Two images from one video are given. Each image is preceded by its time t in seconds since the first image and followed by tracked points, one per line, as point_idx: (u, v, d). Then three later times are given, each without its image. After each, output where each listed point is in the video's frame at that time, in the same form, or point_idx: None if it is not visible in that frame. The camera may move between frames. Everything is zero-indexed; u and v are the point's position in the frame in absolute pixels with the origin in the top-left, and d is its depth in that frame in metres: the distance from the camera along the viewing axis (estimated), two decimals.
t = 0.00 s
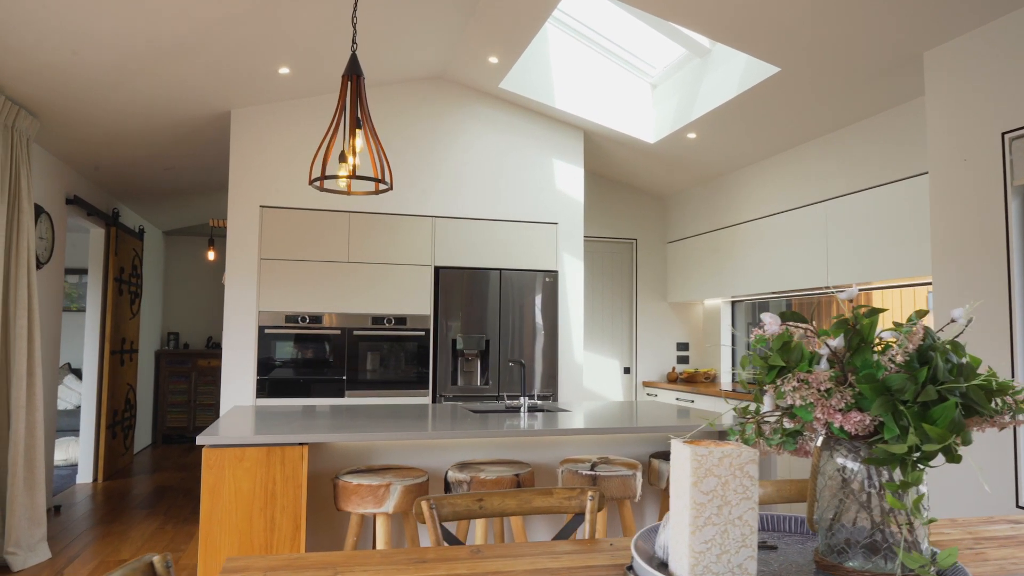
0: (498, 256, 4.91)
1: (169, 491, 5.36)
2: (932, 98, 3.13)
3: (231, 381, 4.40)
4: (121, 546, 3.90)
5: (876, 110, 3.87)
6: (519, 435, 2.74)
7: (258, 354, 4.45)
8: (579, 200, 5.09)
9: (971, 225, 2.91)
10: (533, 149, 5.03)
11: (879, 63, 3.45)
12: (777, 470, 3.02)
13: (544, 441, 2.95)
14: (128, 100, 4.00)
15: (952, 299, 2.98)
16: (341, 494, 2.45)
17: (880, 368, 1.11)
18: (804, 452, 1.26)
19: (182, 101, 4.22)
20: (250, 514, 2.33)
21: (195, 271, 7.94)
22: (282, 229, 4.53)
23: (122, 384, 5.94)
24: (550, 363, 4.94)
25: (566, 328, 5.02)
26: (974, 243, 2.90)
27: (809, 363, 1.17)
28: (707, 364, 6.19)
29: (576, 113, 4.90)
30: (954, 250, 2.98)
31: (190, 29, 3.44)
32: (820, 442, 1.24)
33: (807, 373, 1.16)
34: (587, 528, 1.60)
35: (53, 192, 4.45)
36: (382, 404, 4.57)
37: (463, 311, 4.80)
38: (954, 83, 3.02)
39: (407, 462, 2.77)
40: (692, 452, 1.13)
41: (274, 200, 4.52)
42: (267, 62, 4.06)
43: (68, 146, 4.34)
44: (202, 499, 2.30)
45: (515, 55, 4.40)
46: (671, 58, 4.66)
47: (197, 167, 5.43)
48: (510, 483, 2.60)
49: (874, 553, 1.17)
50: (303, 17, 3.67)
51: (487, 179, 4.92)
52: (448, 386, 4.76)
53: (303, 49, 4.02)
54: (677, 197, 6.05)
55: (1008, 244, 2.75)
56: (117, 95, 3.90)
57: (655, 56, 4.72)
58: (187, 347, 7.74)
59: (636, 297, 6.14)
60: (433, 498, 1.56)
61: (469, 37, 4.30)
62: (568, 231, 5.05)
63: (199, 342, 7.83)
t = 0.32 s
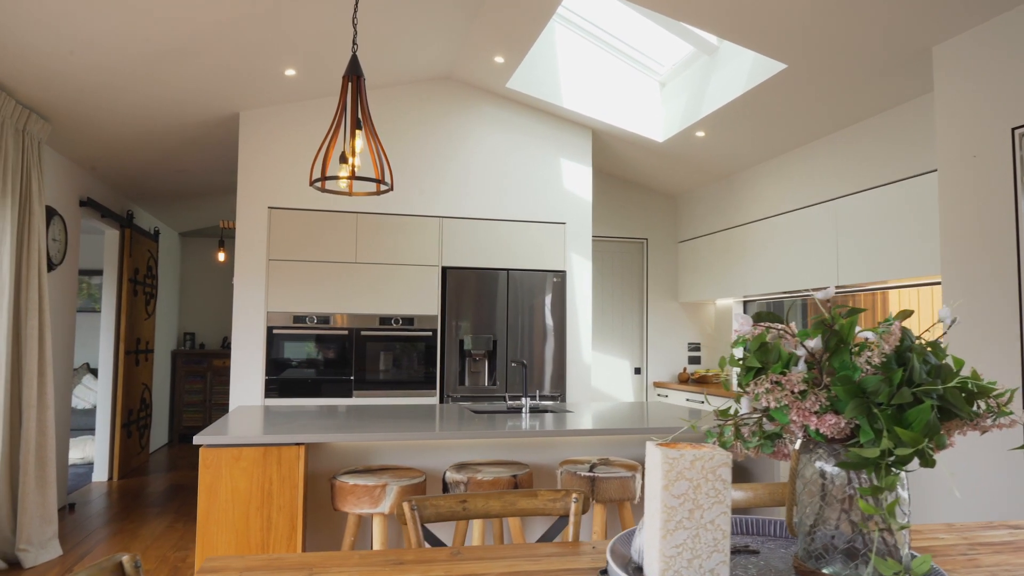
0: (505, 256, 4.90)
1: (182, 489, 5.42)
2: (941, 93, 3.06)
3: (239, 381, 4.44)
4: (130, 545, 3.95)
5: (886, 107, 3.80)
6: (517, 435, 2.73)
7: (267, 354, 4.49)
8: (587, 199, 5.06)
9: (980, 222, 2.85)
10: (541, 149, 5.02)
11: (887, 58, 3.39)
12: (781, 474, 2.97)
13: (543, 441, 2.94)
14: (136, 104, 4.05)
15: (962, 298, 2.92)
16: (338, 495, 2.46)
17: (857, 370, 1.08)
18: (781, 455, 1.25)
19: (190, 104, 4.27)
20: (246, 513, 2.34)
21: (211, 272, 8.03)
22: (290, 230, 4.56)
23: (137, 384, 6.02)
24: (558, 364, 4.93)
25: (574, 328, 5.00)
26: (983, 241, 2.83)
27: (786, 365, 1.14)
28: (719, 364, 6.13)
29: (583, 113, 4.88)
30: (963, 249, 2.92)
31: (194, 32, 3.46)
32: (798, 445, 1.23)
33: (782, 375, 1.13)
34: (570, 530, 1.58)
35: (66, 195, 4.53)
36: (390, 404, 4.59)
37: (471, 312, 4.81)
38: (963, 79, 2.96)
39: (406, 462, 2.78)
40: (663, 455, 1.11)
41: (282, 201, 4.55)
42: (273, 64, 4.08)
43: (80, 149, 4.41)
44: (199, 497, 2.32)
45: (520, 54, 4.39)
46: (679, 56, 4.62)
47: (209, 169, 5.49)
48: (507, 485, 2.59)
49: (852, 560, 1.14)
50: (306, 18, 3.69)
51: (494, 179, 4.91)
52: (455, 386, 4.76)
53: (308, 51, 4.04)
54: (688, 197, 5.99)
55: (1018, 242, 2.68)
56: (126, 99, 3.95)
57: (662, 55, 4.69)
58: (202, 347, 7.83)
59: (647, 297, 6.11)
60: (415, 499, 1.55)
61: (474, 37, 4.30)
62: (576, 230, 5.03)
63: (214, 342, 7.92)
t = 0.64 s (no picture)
0: (513, 256, 4.89)
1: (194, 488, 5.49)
2: (950, 89, 3.00)
3: (249, 380, 4.48)
4: (141, 543, 4.02)
5: (897, 103, 3.73)
6: (516, 436, 2.72)
7: (276, 355, 4.52)
8: (595, 199, 5.04)
9: (990, 221, 2.78)
10: (549, 149, 5.01)
11: (895, 54, 3.32)
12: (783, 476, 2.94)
13: (543, 442, 2.93)
14: (145, 108, 4.10)
15: (971, 298, 2.85)
16: (335, 495, 2.47)
17: (827, 373, 1.06)
18: (757, 458, 1.23)
19: (198, 107, 4.31)
20: (244, 512, 2.36)
21: (226, 273, 8.11)
22: (298, 231, 4.59)
23: (152, 383, 6.10)
24: (565, 364, 4.91)
25: (582, 328, 4.98)
26: (994, 240, 2.76)
27: (757, 368, 1.13)
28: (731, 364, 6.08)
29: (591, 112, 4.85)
30: (973, 248, 2.85)
31: (198, 37, 3.49)
32: (771, 448, 1.21)
33: (751, 378, 1.11)
34: (552, 533, 1.57)
35: (80, 198, 4.60)
36: (397, 404, 4.60)
37: (479, 312, 4.80)
38: (972, 74, 2.89)
39: (405, 463, 2.78)
40: (631, 458, 1.09)
41: (290, 203, 4.58)
42: (279, 67, 4.11)
43: (92, 153, 4.47)
44: (196, 496, 2.35)
45: (526, 54, 4.37)
46: (687, 54, 4.58)
47: (220, 171, 5.55)
48: (504, 486, 2.58)
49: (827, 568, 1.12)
50: (310, 21, 3.70)
51: (500, 179, 4.91)
52: (463, 387, 4.76)
53: (313, 54, 4.05)
54: (700, 196, 5.94)
55: None
56: (135, 103, 4.01)
57: (670, 52, 4.65)
58: (218, 347, 7.92)
59: (657, 296, 6.07)
60: (396, 500, 1.55)
61: (480, 37, 4.29)
62: (584, 229, 5.00)
63: (230, 342, 8.00)
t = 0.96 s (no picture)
0: (520, 256, 4.89)
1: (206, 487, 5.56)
2: (957, 86, 2.94)
3: (258, 380, 4.52)
4: (151, 541, 4.08)
5: (906, 100, 3.67)
6: (514, 436, 2.71)
7: (284, 355, 4.56)
8: (603, 199, 5.02)
9: (997, 220, 2.72)
10: (557, 149, 5.00)
11: (902, 50, 3.27)
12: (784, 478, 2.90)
13: (543, 443, 2.92)
14: (154, 112, 4.16)
15: (978, 298, 2.79)
16: (332, 495, 2.48)
17: (796, 374, 1.05)
18: (730, 460, 1.21)
19: (207, 110, 4.36)
20: (242, 511, 2.39)
21: (240, 274, 8.19)
22: (306, 232, 4.63)
23: (166, 383, 6.18)
24: (572, 365, 4.89)
25: (589, 329, 4.96)
26: (1002, 239, 2.70)
27: (730, 369, 1.12)
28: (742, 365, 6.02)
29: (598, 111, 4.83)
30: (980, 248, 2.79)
31: (203, 41, 3.53)
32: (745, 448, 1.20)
33: (721, 379, 1.10)
34: (535, 533, 1.57)
35: (93, 201, 4.68)
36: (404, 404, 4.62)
37: (486, 313, 4.81)
38: (980, 70, 2.83)
39: (404, 462, 2.79)
40: (598, 458, 1.08)
41: (298, 204, 4.62)
42: (284, 70, 4.14)
43: (104, 156, 4.55)
44: (195, 495, 2.38)
45: (531, 55, 4.37)
46: (694, 52, 4.54)
47: (232, 173, 5.61)
48: (501, 486, 2.58)
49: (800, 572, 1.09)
50: (315, 24, 3.73)
51: (507, 180, 4.90)
52: (470, 387, 4.76)
53: (319, 56, 4.08)
54: (710, 195, 5.89)
55: None
56: (144, 107, 4.06)
57: (677, 50, 4.62)
58: (233, 347, 8.00)
59: (667, 297, 6.03)
60: (379, 500, 1.55)
61: (484, 38, 4.29)
62: (591, 229, 4.98)
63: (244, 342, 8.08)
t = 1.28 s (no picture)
0: (527, 256, 4.88)
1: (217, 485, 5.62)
2: (965, 81, 2.89)
3: (266, 380, 4.56)
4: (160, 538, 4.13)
5: (915, 96, 3.61)
6: (513, 436, 2.70)
7: (292, 355, 4.59)
8: (610, 199, 5.00)
9: (1005, 217, 2.67)
10: (564, 149, 4.99)
11: (910, 46, 3.21)
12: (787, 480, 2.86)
13: (543, 443, 2.91)
14: (163, 115, 4.21)
15: (986, 297, 2.74)
16: (331, 494, 2.50)
17: (767, 374, 1.03)
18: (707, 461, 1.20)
19: (215, 112, 4.40)
20: (241, 510, 2.41)
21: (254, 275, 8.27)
22: (314, 233, 4.66)
23: (180, 383, 6.25)
24: (579, 365, 4.87)
25: (596, 329, 4.93)
26: (1009, 237, 2.65)
27: (704, 368, 1.10)
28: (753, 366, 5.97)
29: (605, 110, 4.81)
30: (988, 247, 2.74)
31: (209, 44, 3.57)
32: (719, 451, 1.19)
33: (693, 379, 1.09)
34: (520, 534, 1.56)
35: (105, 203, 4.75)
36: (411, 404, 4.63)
37: (492, 313, 4.80)
38: (988, 65, 2.78)
39: (403, 462, 2.80)
40: (570, 458, 1.07)
41: (306, 205, 4.64)
42: (291, 72, 4.17)
43: (115, 158, 4.61)
44: (195, 493, 2.41)
45: (538, 54, 4.36)
46: (702, 50, 4.51)
47: (242, 174, 5.66)
48: (498, 486, 2.58)
49: None
50: (320, 26, 3.75)
51: (514, 179, 4.90)
52: (476, 387, 4.76)
53: (324, 58, 4.10)
54: (720, 194, 5.85)
55: None
56: (154, 110, 4.11)
57: (685, 48, 4.58)
58: (247, 347, 8.08)
59: (677, 297, 6.00)
60: (364, 500, 1.55)
61: (490, 38, 4.29)
62: (598, 229, 4.96)
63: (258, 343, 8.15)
